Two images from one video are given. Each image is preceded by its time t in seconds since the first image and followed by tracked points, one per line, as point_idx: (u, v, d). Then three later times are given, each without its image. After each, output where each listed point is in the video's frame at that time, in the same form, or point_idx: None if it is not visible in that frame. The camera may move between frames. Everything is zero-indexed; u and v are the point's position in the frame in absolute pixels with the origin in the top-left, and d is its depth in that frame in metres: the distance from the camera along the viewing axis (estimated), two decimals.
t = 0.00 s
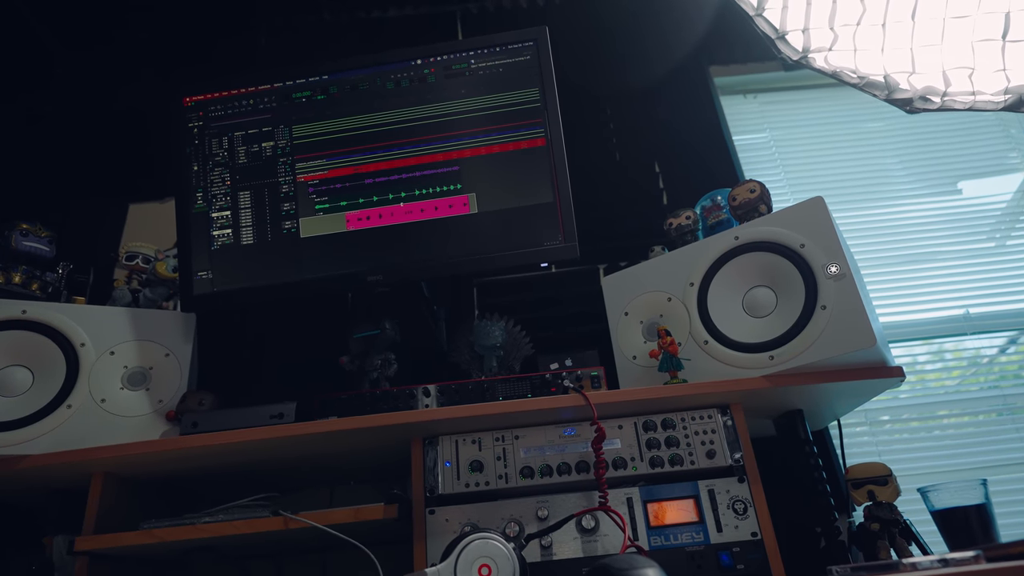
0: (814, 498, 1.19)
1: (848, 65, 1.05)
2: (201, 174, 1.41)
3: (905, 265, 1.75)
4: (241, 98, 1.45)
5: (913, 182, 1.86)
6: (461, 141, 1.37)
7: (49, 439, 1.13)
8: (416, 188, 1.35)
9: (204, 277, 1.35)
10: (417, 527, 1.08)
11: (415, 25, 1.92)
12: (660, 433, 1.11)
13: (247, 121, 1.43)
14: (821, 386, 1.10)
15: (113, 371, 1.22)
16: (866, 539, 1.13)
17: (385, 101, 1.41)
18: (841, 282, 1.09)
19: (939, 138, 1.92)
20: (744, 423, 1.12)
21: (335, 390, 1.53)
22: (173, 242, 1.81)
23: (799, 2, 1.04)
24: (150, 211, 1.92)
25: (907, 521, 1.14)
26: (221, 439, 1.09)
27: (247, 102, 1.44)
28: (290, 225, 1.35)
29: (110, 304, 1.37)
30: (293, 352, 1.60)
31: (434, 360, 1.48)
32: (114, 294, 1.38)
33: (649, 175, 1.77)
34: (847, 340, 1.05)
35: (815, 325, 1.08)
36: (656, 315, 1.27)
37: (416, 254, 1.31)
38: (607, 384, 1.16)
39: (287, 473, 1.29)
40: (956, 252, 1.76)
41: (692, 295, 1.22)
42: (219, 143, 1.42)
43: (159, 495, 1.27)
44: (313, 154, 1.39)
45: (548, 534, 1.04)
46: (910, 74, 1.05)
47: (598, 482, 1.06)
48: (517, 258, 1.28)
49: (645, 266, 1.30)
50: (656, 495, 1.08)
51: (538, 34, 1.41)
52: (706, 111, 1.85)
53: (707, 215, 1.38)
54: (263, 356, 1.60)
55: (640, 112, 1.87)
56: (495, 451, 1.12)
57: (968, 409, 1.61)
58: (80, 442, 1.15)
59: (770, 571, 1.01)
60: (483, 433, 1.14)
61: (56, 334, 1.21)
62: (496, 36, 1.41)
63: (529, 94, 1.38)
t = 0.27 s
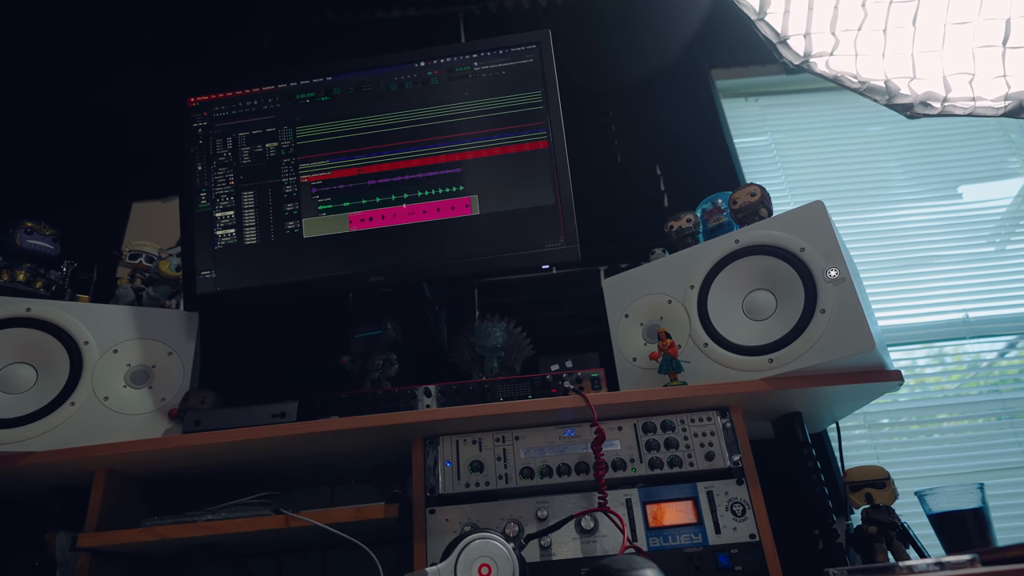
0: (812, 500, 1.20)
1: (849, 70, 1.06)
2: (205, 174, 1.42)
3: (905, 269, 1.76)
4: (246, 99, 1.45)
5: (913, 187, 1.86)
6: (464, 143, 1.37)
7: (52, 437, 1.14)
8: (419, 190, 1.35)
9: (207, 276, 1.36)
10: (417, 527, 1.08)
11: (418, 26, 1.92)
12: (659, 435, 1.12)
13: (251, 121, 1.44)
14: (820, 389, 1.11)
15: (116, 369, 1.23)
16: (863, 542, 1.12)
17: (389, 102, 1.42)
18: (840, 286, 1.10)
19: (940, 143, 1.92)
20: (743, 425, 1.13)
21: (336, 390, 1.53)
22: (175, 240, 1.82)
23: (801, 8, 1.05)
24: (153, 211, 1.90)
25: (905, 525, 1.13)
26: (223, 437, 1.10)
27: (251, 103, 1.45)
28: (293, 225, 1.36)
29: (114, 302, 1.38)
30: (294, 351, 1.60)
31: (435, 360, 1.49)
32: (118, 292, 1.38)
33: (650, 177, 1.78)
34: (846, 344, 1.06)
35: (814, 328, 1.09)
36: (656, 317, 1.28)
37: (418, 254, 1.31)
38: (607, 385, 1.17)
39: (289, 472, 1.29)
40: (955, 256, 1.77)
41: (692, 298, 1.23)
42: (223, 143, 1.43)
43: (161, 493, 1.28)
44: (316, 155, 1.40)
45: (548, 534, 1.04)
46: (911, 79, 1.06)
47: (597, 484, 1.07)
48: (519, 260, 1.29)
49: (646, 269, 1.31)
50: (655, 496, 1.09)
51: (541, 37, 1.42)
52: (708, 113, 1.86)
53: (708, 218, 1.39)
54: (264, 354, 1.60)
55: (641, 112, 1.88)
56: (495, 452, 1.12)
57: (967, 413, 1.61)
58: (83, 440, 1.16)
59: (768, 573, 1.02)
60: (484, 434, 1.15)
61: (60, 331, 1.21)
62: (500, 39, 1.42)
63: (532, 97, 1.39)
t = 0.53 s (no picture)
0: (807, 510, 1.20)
1: (861, 83, 1.06)
2: (214, 161, 1.42)
3: (909, 284, 1.76)
4: (257, 88, 1.45)
5: (920, 203, 1.86)
6: (473, 140, 1.37)
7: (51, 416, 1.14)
8: (427, 185, 1.36)
9: (212, 263, 1.36)
10: (411, 522, 1.09)
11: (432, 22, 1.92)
12: (657, 440, 1.12)
13: (261, 110, 1.44)
14: (820, 401, 1.11)
15: (117, 352, 1.23)
16: (856, 554, 1.12)
17: (400, 97, 1.42)
18: (844, 298, 1.10)
19: (948, 160, 1.92)
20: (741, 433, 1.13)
21: (335, 382, 1.54)
22: (181, 227, 1.83)
23: (816, 18, 1.04)
24: (159, 196, 1.89)
25: (899, 540, 1.13)
26: (222, 424, 1.10)
27: (263, 92, 1.45)
28: (300, 216, 1.36)
29: (118, 286, 1.38)
30: (295, 341, 1.61)
31: (436, 356, 1.49)
32: (122, 276, 1.39)
33: (657, 182, 1.78)
34: (847, 356, 1.06)
35: (816, 340, 1.09)
36: (658, 322, 1.28)
37: (423, 250, 1.32)
38: (607, 388, 1.17)
39: (285, 461, 1.29)
40: (959, 274, 1.77)
41: (695, 304, 1.23)
42: (233, 131, 1.43)
43: (157, 477, 1.28)
44: (326, 146, 1.40)
45: (542, 534, 1.04)
46: (923, 94, 1.06)
47: (593, 486, 1.07)
48: (524, 259, 1.29)
49: (650, 273, 1.31)
50: (650, 501, 1.09)
51: (555, 37, 1.42)
52: (718, 120, 1.86)
53: (714, 225, 1.38)
54: (265, 343, 1.61)
55: (650, 116, 1.89)
56: (493, 449, 1.12)
57: (965, 431, 1.61)
58: (82, 421, 1.16)
59: None
60: (482, 431, 1.15)
61: (63, 312, 1.21)
62: (514, 38, 1.42)
63: (543, 97, 1.39)
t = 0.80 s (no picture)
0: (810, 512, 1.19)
1: (869, 83, 1.05)
2: (218, 156, 1.41)
3: (914, 286, 1.74)
4: (262, 83, 1.45)
5: (926, 205, 1.85)
6: (477, 137, 1.37)
7: (52, 410, 1.14)
8: (430, 182, 1.35)
9: (215, 259, 1.36)
10: (411, 520, 1.08)
11: (437, 20, 1.92)
12: (659, 440, 1.11)
13: (265, 106, 1.44)
14: (824, 402, 1.10)
15: (119, 347, 1.23)
16: (859, 558, 1.10)
17: (404, 94, 1.42)
18: (850, 299, 1.09)
19: (956, 162, 1.91)
20: (744, 435, 1.12)
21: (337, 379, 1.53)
22: (184, 223, 1.83)
23: (823, 17, 1.03)
24: (163, 191, 1.90)
25: (903, 544, 1.11)
26: (222, 420, 1.09)
27: (267, 87, 1.45)
28: (303, 212, 1.36)
29: (120, 281, 1.37)
30: (297, 338, 1.60)
31: (437, 354, 1.48)
32: (125, 271, 1.38)
33: (661, 182, 1.77)
34: (852, 358, 1.05)
35: (821, 341, 1.08)
36: (662, 322, 1.27)
37: (426, 247, 1.31)
38: (609, 387, 1.17)
39: (286, 458, 1.29)
40: (965, 276, 1.75)
41: (699, 304, 1.22)
42: (237, 126, 1.43)
43: (158, 472, 1.28)
44: (329, 143, 1.40)
45: (542, 534, 1.04)
46: (930, 95, 1.05)
47: (595, 486, 1.06)
48: (527, 257, 1.28)
49: (654, 272, 1.30)
50: (652, 501, 1.08)
51: (560, 34, 1.41)
52: (724, 120, 1.85)
53: (718, 225, 1.37)
54: (267, 340, 1.60)
55: (655, 115, 1.88)
56: (494, 448, 1.12)
57: (970, 435, 1.60)
58: (83, 416, 1.16)
59: None
60: (483, 430, 1.14)
61: (65, 306, 1.21)
62: (519, 35, 1.42)
63: (548, 94, 1.39)
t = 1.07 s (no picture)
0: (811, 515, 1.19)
1: (873, 86, 1.05)
2: (223, 156, 1.42)
3: (917, 290, 1.75)
4: (267, 84, 1.46)
5: (929, 208, 1.85)
6: (481, 139, 1.37)
7: (57, 408, 1.15)
8: (434, 183, 1.36)
9: (219, 258, 1.36)
10: (413, 520, 1.08)
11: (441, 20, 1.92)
12: (661, 442, 1.12)
13: (270, 106, 1.44)
14: (826, 406, 1.10)
15: (123, 346, 1.23)
16: (861, 562, 1.12)
17: (409, 95, 1.42)
18: (852, 303, 1.09)
19: (960, 166, 1.91)
20: (746, 437, 1.12)
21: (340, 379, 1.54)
22: (188, 222, 1.83)
23: (827, 21, 1.03)
24: (166, 190, 1.91)
25: (904, 548, 1.12)
26: (226, 419, 1.10)
27: (272, 88, 1.45)
28: (307, 212, 1.36)
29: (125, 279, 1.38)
30: (300, 337, 1.61)
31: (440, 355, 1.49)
32: (130, 270, 1.39)
33: (664, 183, 1.77)
34: (854, 361, 1.05)
35: (823, 344, 1.08)
36: (664, 324, 1.27)
37: (430, 248, 1.32)
38: (611, 389, 1.17)
39: (289, 457, 1.30)
40: (968, 280, 1.75)
41: (702, 307, 1.22)
42: (242, 127, 1.44)
43: (161, 470, 1.28)
44: (334, 143, 1.40)
45: (544, 535, 1.04)
46: (934, 99, 1.05)
47: (597, 487, 1.06)
48: (531, 259, 1.29)
49: (657, 274, 1.31)
50: (654, 503, 1.08)
51: (565, 37, 1.42)
52: (728, 123, 1.85)
53: (721, 228, 1.38)
54: (270, 339, 1.61)
55: (658, 117, 1.88)
56: (496, 449, 1.12)
57: (971, 439, 1.60)
58: (88, 414, 1.17)
59: None
60: (485, 431, 1.15)
61: (70, 305, 1.22)
62: (524, 37, 1.42)
63: (552, 97, 1.39)
